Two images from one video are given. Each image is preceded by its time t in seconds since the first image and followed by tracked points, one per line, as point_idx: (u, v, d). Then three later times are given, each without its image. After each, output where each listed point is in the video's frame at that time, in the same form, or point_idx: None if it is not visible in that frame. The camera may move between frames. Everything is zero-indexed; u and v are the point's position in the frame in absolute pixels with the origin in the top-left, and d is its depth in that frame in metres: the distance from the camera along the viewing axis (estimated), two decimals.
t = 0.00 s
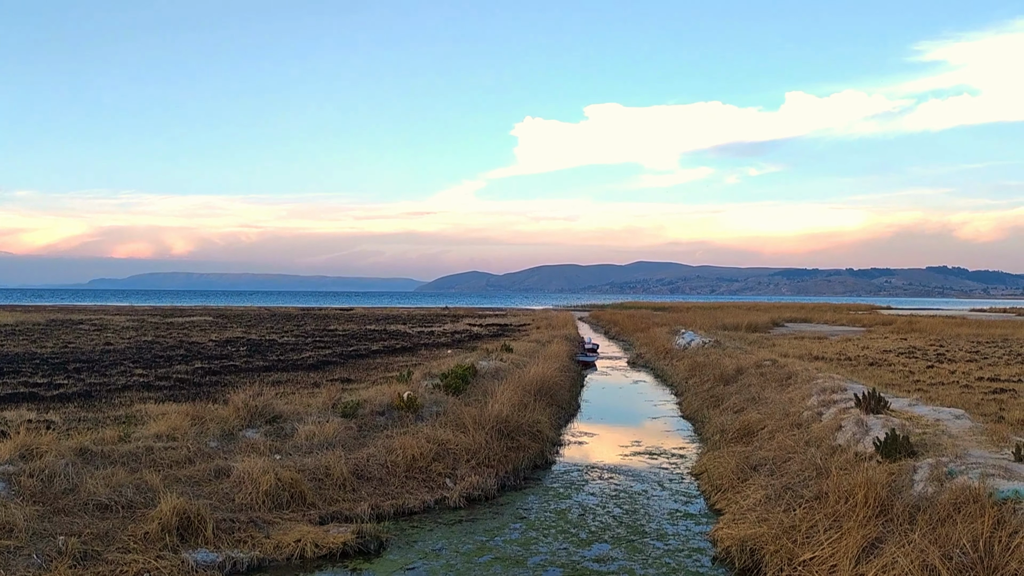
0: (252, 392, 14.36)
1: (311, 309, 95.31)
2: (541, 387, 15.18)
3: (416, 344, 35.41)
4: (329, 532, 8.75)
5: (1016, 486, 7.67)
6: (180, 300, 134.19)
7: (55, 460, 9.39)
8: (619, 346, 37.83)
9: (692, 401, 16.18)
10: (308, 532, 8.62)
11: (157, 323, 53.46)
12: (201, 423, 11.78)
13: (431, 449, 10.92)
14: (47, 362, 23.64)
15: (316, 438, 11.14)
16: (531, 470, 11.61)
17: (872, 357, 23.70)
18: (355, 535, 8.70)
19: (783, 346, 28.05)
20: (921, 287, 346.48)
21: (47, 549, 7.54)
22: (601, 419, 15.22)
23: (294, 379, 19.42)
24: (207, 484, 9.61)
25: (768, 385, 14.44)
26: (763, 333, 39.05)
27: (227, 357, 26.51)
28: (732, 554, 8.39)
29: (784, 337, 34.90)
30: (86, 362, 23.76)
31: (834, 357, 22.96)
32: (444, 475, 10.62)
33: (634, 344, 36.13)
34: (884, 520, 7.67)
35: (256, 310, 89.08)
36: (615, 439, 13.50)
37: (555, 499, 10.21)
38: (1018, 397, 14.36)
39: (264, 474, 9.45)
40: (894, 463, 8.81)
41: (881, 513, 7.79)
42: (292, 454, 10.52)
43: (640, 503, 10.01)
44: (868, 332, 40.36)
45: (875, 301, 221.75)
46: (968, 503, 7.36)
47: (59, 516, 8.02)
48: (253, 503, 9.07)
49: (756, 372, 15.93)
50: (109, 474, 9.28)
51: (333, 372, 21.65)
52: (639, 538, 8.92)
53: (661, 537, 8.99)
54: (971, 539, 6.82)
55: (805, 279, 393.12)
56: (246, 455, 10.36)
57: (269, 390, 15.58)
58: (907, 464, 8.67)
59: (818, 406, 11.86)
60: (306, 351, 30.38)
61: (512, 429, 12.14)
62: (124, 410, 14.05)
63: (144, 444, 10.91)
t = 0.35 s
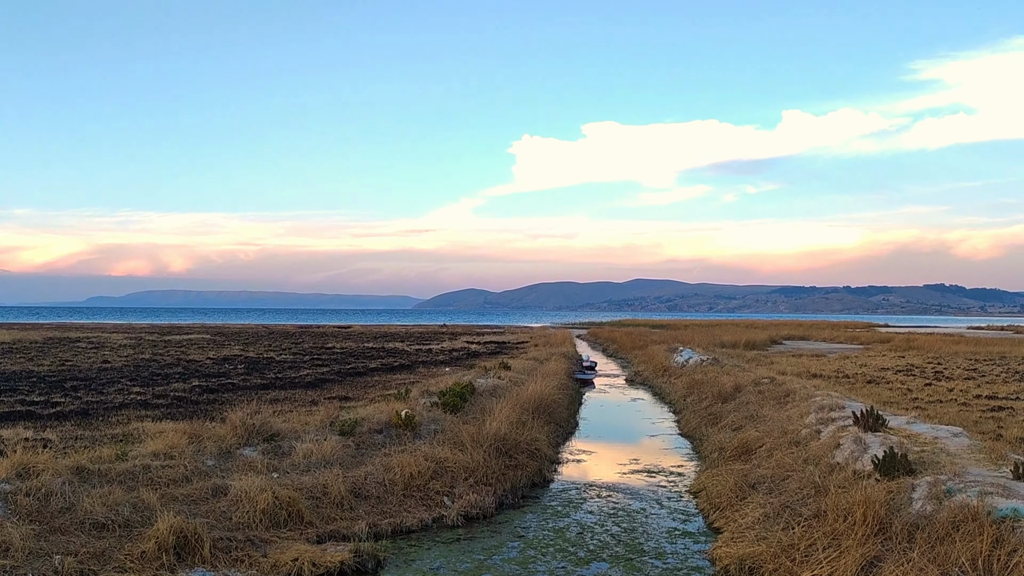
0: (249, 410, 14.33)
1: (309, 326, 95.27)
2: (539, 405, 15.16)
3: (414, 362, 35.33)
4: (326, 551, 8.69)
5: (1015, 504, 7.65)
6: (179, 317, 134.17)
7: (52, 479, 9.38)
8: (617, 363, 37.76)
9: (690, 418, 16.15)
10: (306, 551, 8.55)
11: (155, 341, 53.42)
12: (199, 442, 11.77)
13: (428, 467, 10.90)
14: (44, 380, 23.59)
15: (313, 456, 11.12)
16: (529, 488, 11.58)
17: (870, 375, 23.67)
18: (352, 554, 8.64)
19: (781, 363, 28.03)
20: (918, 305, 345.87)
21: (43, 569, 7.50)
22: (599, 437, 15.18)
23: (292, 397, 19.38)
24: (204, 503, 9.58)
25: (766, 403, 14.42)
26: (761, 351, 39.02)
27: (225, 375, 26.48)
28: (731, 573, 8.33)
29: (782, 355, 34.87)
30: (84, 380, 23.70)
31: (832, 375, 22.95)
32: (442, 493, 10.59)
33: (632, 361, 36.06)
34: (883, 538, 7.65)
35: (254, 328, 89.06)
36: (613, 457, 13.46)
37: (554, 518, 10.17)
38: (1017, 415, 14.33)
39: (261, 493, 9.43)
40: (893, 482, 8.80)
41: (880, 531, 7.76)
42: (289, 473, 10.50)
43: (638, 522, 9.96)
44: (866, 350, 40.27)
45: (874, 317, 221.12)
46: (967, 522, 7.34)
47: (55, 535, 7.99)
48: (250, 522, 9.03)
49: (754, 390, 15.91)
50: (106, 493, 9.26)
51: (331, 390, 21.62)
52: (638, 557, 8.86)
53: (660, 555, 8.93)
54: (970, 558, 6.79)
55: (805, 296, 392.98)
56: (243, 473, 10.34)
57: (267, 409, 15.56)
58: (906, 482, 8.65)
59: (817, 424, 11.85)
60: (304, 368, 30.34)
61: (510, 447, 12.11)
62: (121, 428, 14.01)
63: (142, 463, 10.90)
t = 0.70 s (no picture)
0: (247, 420, 14.28)
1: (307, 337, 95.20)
2: (537, 415, 15.14)
3: (412, 373, 35.25)
4: (324, 562, 8.63)
5: (1015, 514, 7.63)
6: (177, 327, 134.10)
7: (49, 489, 9.36)
8: (615, 373, 37.72)
9: (689, 429, 16.13)
10: (303, 562, 8.49)
11: (152, 351, 53.37)
12: (196, 452, 11.75)
13: (427, 477, 10.87)
14: (42, 391, 23.55)
15: (311, 467, 11.09)
16: (528, 499, 11.56)
17: (868, 385, 23.67)
18: (350, 565, 8.59)
19: (779, 373, 27.99)
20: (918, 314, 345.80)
21: None
22: (597, 447, 15.15)
23: (290, 407, 19.35)
24: (202, 514, 9.55)
25: (764, 413, 14.40)
26: (760, 361, 39.02)
27: (223, 385, 26.41)
28: None
29: (781, 365, 34.84)
30: (81, 390, 23.66)
31: (831, 385, 22.92)
32: (440, 504, 10.56)
33: (631, 371, 36.02)
34: (882, 548, 7.63)
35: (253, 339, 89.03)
36: (612, 467, 13.43)
37: (552, 528, 10.14)
38: (1015, 426, 14.33)
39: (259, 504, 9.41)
40: (892, 492, 8.79)
41: (880, 541, 7.74)
42: (287, 483, 10.48)
43: (637, 533, 9.93)
44: (865, 360, 40.22)
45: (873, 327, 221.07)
46: (967, 532, 7.31)
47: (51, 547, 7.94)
48: (248, 533, 8.99)
49: (753, 400, 15.88)
50: (103, 504, 9.23)
51: (329, 400, 21.57)
52: (637, 567, 8.81)
53: (659, 566, 8.88)
54: (970, 568, 6.77)
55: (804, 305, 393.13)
56: (241, 484, 10.32)
57: (265, 419, 15.53)
58: (905, 492, 8.64)
59: (815, 435, 11.84)
60: (302, 379, 30.27)
61: (508, 457, 12.09)
62: (119, 439, 13.99)
63: (139, 473, 10.87)
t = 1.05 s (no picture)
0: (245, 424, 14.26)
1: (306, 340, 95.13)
2: (536, 419, 15.13)
3: (410, 376, 35.20)
4: (323, 566, 8.61)
5: (1013, 518, 7.64)
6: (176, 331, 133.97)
7: (46, 493, 9.34)
8: (614, 377, 37.68)
9: (687, 433, 16.12)
10: (301, 567, 8.46)
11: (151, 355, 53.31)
12: (194, 456, 11.73)
13: (425, 482, 10.86)
14: (40, 395, 23.51)
15: (309, 471, 11.08)
16: (526, 503, 11.54)
17: (867, 389, 23.67)
18: (348, 569, 8.56)
19: (778, 377, 28.01)
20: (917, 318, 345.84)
21: None
22: (596, 452, 15.13)
23: (289, 411, 19.33)
24: (200, 518, 9.53)
25: (763, 417, 14.40)
26: (759, 365, 39.02)
27: (222, 389, 26.40)
28: None
29: (780, 369, 34.84)
30: (80, 394, 23.63)
31: (830, 389, 22.94)
32: (439, 508, 10.55)
33: (629, 375, 36.03)
34: (881, 552, 7.63)
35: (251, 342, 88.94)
36: (611, 471, 13.43)
37: (551, 533, 10.13)
38: (1014, 430, 14.34)
39: (257, 508, 9.39)
40: (890, 495, 8.79)
41: (879, 545, 7.74)
42: (286, 487, 10.47)
43: (636, 537, 9.92)
44: (863, 364, 40.23)
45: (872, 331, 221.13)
46: (966, 536, 7.30)
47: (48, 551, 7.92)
48: (246, 537, 8.97)
49: (752, 404, 15.89)
50: (101, 508, 9.21)
51: (327, 404, 21.55)
52: (635, 571, 8.79)
53: (657, 570, 8.87)
54: (968, 572, 6.77)
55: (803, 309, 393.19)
56: (239, 488, 10.30)
57: (263, 423, 15.52)
58: (904, 496, 8.64)
59: (814, 439, 11.85)
60: (300, 383, 30.24)
61: (506, 461, 12.08)
62: (117, 443, 13.96)
63: (137, 477, 10.85)
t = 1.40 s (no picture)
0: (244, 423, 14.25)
1: (304, 339, 95.08)
2: (535, 418, 15.14)
3: (409, 375, 35.22)
4: (322, 565, 8.60)
5: (1012, 516, 7.65)
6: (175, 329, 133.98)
7: (45, 492, 9.34)
8: (612, 376, 37.69)
9: (686, 431, 16.12)
10: (301, 565, 8.45)
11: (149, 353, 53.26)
12: (193, 455, 11.73)
13: (424, 480, 10.86)
14: (39, 393, 23.48)
15: (308, 469, 11.08)
16: (525, 501, 11.55)
17: (866, 387, 23.66)
18: (348, 567, 8.55)
19: (777, 376, 28.00)
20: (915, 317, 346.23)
21: None
22: (595, 450, 15.14)
23: (288, 410, 19.33)
24: (200, 516, 9.53)
25: (762, 415, 14.42)
26: (758, 363, 39.07)
27: (221, 387, 26.38)
28: None
29: (778, 368, 34.87)
30: (79, 393, 23.61)
31: (828, 388, 22.96)
32: (438, 506, 10.56)
33: (628, 374, 36.01)
34: (880, 550, 7.64)
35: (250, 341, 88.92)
36: (610, 470, 13.44)
37: (550, 531, 10.14)
38: (1012, 428, 14.35)
39: (256, 506, 9.39)
40: (889, 494, 8.81)
41: (878, 544, 7.75)
42: (285, 486, 10.47)
43: (635, 535, 9.94)
44: (862, 362, 40.26)
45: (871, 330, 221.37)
46: (965, 534, 7.31)
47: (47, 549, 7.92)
48: (246, 536, 8.97)
49: (750, 402, 15.91)
50: (100, 506, 9.21)
51: (327, 403, 21.53)
52: (634, 570, 8.80)
53: (657, 568, 8.87)
54: (967, 571, 6.78)
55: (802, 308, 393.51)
56: (238, 486, 10.31)
57: (262, 421, 15.52)
58: (903, 494, 8.66)
59: (813, 437, 11.86)
60: (299, 381, 30.22)
61: (506, 460, 12.09)
62: (116, 441, 13.95)
63: (136, 476, 10.85)
